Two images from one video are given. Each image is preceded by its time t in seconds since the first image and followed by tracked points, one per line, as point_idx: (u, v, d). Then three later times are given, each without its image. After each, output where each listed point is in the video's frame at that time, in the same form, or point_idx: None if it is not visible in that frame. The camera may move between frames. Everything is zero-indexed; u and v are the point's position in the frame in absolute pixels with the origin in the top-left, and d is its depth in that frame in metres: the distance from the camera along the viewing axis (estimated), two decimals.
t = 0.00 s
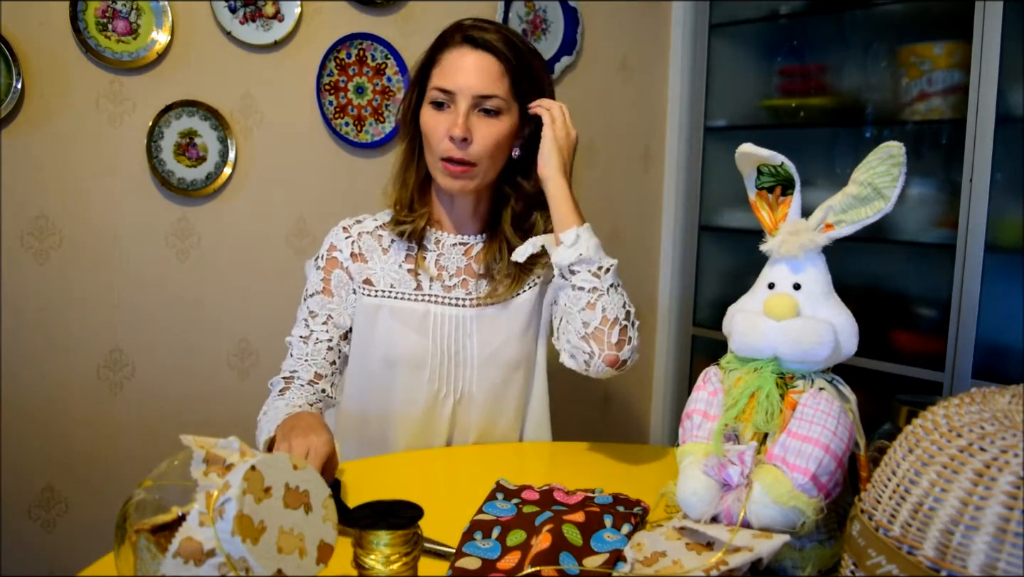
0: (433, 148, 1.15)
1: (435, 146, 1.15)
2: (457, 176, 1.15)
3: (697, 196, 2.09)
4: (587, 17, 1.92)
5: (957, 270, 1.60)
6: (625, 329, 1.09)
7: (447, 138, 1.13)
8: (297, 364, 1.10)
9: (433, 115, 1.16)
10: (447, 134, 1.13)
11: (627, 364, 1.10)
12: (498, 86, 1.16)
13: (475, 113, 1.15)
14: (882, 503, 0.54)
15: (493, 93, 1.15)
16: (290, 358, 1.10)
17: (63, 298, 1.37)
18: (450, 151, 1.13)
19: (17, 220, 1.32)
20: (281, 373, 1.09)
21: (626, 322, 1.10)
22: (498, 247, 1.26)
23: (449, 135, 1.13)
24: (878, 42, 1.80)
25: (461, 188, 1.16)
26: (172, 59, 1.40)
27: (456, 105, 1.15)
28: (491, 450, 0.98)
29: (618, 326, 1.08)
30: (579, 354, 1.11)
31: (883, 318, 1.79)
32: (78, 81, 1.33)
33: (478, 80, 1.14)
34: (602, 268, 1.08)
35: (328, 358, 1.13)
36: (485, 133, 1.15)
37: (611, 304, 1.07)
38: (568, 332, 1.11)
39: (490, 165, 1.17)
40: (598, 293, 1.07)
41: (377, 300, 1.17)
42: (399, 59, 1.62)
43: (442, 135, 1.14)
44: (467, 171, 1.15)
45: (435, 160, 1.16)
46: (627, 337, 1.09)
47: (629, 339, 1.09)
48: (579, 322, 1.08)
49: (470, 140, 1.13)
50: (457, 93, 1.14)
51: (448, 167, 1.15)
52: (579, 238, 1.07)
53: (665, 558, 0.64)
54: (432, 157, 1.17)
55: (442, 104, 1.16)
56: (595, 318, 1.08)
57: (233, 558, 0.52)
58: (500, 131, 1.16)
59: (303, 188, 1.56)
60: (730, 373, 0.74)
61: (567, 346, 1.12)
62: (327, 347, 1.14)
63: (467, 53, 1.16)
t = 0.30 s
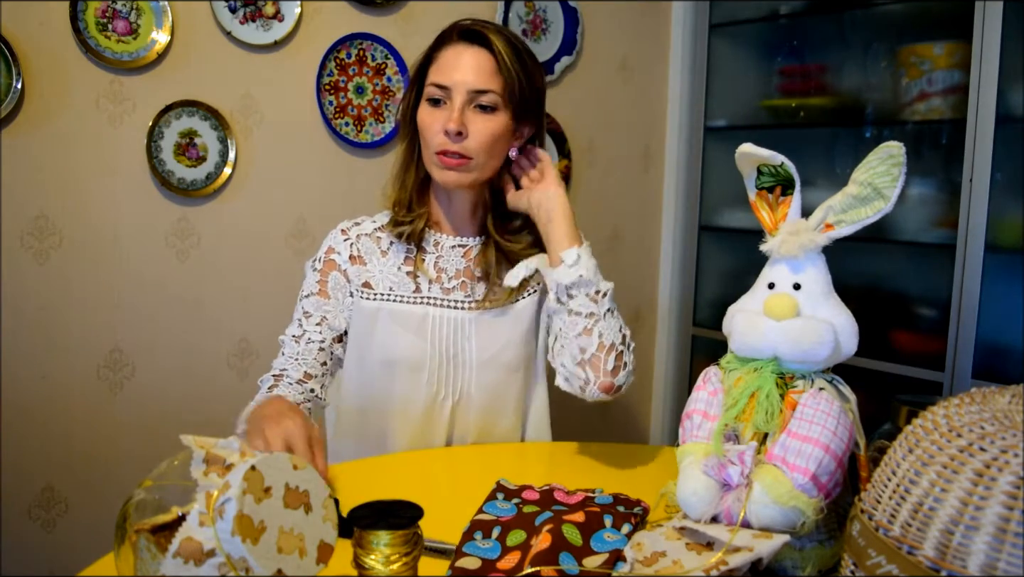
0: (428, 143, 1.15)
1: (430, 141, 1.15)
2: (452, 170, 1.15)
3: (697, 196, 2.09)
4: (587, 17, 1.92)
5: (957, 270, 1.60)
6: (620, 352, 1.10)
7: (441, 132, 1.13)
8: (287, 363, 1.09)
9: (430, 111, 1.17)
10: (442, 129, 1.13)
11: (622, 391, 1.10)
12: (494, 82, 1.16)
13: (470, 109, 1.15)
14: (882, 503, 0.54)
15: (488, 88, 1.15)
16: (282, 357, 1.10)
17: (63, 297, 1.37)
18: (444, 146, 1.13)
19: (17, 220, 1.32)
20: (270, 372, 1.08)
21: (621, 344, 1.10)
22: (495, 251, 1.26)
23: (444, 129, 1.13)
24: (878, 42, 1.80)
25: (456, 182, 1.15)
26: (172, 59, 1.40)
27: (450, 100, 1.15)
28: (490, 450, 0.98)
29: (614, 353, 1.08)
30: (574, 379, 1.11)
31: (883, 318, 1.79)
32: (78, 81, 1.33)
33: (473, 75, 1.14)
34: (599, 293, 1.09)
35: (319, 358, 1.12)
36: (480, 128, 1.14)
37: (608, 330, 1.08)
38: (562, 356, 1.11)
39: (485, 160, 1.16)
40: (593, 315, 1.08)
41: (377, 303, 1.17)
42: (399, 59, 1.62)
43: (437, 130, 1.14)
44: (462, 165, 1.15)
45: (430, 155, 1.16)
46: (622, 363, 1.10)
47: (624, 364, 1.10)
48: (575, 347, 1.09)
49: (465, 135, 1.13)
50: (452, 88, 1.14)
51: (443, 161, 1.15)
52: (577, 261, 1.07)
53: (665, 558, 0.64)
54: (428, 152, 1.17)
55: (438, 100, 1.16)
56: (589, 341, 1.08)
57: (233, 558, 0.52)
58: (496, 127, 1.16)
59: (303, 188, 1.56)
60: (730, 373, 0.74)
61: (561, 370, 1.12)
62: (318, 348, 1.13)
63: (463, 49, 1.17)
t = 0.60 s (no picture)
0: (406, 138, 1.12)
1: (408, 136, 1.12)
2: (433, 165, 1.11)
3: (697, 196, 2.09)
4: (587, 17, 1.92)
5: (957, 270, 1.60)
6: (587, 420, 0.94)
7: (421, 126, 1.10)
8: (241, 369, 0.98)
9: (408, 107, 1.14)
10: (421, 123, 1.10)
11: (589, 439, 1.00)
12: (473, 77, 1.15)
13: (450, 103, 1.13)
14: (882, 503, 0.54)
15: (467, 82, 1.14)
16: (237, 361, 0.99)
17: (63, 297, 1.37)
18: (423, 139, 1.10)
19: (17, 220, 1.32)
20: (218, 377, 0.97)
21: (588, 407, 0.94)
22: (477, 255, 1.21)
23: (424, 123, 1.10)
24: (878, 42, 1.80)
25: (436, 176, 1.11)
26: (172, 59, 1.40)
27: (430, 95, 1.13)
28: (488, 450, 0.98)
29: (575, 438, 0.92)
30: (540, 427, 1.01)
31: (883, 318, 1.79)
32: (78, 81, 1.33)
33: (452, 70, 1.13)
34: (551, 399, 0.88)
35: (274, 370, 1.02)
36: (460, 121, 1.11)
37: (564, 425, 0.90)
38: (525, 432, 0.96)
39: (468, 155, 1.13)
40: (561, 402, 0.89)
41: (357, 315, 1.16)
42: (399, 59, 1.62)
43: (416, 125, 1.10)
44: (443, 159, 1.11)
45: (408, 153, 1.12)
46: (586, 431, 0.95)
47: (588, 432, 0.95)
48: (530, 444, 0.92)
49: (445, 127, 1.10)
50: (431, 82, 1.12)
51: (424, 156, 1.10)
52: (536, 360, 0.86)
53: (665, 558, 0.64)
54: (407, 150, 1.13)
55: (417, 96, 1.14)
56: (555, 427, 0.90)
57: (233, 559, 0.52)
58: (476, 120, 1.13)
59: (303, 188, 1.56)
60: (730, 373, 0.74)
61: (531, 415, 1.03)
62: (277, 358, 1.03)
63: (441, 46, 1.16)
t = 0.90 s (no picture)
0: (377, 132, 1.10)
1: (380, 129, 1.10)
2: (405, 157, 1.09)
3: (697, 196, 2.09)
4: (587, 17, 1.92)
5: (957, 270, 1.60)
6: (543, 427, 0.86)
7: (393, 117, 1.09)
8: (210, 373, 1.00)
9: (378, 99, 1.12)
10: (394, 114, 1.08)
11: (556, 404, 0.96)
12: (445, 69, 1.13)
13: (422, 95, 1.12)
14: (882, 503, 0.54)
15: (439, 74, 1.12)
16: (203, 366, 1.01)
17: (62, 297, 1.37)
18: (395, 131, 1.08)
19: (18, 220, 1.32)
20: (187, 381, 0.99)
21: (544, 415, 0.87)
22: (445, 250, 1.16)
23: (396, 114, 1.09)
24: (878, 42, 1.80)
25: (409, 171, 1.09)
26: (172, 59, 1.40)
27: (401, 86, 1.11)
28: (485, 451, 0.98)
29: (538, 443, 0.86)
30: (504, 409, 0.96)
31: (883, 318, 1.79)
32: (78, 81, 1.33)
33: (423, 62, 1.11)
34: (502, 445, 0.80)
35: (245, 375, 1.03)
36: (433, 114, 1.10)
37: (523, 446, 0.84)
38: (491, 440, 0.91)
39: (440, 148, 1.11)
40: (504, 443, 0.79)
41: (323, 318, 1.13)
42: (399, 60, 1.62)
43: (389, 116, 1.09)
44: (415, 152, 1.09)
45: (379, 145, 1.10)
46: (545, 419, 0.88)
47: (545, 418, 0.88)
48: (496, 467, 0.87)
49: (417, 119, 1.09)
50: (402, 73, 1.11)
51: (396, 148, 1.09)
52: (477, 420, 0.74)
53: (665, 558, 0.64)
54: (378, 143, 1.11)
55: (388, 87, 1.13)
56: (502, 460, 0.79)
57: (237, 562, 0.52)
58: (449, 113, 1.12)
59: (303, 188, 1.56)
60: (730, 373, 0.74)
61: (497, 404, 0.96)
62: (247, 362, 1.04)
63: (412, 37, 1.14)
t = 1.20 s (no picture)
0: (370, 132, 1.10)
1: (372, 129, 1.10)
2: (399, 158, 1.09)
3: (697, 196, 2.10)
4: (587, 17, 1.92)
5: (957, 270, 1.60)
6: (548, 420, 0.87)
7: (385, 117, 1.09)
8: (199, 379, 0.98)
9: (370, 98, 1.12)
10: (386, 115, 1.09)
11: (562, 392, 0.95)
12: (438, 68, 1.13)
13: (415, 94, 1.12)
14: (882, 503, 0.54)
15: (431, 73, 1.12)
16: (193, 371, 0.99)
17: (62, 297, 1.37)
18: (387, 131, 1.08)
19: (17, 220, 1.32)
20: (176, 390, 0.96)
21: (548, 406, 0.87)
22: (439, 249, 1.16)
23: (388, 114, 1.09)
24: (878, 42, 1.80)
25: (402, 172, 1.09)
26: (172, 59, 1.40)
27: (393, 86, 1.11)
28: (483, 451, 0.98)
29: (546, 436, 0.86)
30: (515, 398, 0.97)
31: (883, 318, 1.79)
32: (78, 81, 1.33)
33: (414, 60, 1.12)
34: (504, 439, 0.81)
35: (235, 377, 1.01)
36: (425, 113, 1.11)
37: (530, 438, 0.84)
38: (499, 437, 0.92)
39: (433, 149, 1.12)
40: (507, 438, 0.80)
41: (314, 320, 1.13)
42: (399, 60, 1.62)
43: (381, 117, 1.09)
44: (408, 153, 1.09)
45: (371, 145, 1.10)
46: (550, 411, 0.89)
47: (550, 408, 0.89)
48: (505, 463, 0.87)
49: (410, 118, 1.09)
50: (394, 72, 1.11)
51: (388, 149, 1.09)
52: (473, 414, 0.76)
53: (666, 558, 0.64)
54: (370, 144, 1.11)
55: (380, 86, 1.13)
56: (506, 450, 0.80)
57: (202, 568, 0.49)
58: (441, 113, 1.12)
59: (303, 188, 1.56)
60: (730, 373, 0.74)
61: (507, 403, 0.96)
62: (236, 366, 1.02)
63: (403, 35, 1.14)
